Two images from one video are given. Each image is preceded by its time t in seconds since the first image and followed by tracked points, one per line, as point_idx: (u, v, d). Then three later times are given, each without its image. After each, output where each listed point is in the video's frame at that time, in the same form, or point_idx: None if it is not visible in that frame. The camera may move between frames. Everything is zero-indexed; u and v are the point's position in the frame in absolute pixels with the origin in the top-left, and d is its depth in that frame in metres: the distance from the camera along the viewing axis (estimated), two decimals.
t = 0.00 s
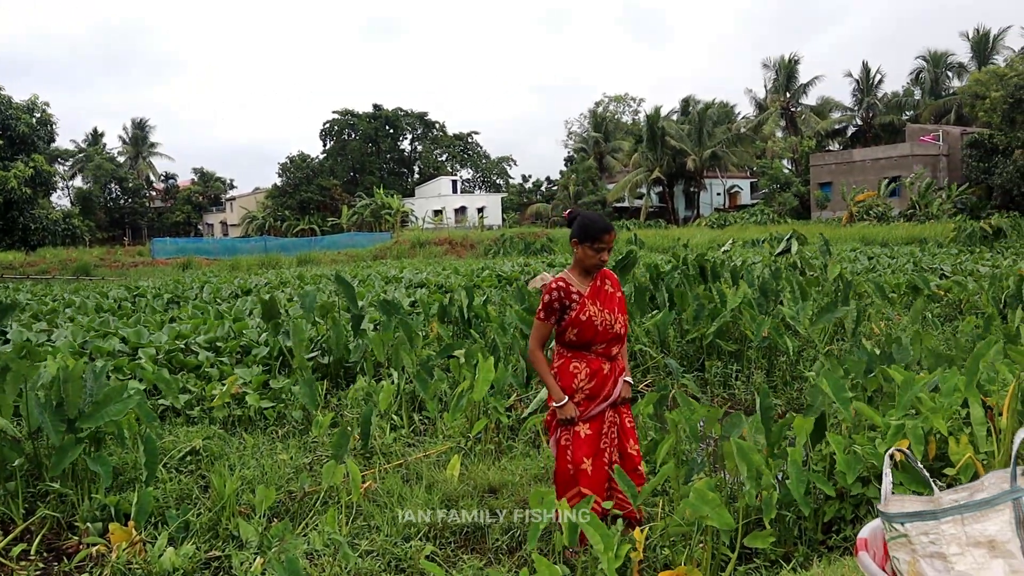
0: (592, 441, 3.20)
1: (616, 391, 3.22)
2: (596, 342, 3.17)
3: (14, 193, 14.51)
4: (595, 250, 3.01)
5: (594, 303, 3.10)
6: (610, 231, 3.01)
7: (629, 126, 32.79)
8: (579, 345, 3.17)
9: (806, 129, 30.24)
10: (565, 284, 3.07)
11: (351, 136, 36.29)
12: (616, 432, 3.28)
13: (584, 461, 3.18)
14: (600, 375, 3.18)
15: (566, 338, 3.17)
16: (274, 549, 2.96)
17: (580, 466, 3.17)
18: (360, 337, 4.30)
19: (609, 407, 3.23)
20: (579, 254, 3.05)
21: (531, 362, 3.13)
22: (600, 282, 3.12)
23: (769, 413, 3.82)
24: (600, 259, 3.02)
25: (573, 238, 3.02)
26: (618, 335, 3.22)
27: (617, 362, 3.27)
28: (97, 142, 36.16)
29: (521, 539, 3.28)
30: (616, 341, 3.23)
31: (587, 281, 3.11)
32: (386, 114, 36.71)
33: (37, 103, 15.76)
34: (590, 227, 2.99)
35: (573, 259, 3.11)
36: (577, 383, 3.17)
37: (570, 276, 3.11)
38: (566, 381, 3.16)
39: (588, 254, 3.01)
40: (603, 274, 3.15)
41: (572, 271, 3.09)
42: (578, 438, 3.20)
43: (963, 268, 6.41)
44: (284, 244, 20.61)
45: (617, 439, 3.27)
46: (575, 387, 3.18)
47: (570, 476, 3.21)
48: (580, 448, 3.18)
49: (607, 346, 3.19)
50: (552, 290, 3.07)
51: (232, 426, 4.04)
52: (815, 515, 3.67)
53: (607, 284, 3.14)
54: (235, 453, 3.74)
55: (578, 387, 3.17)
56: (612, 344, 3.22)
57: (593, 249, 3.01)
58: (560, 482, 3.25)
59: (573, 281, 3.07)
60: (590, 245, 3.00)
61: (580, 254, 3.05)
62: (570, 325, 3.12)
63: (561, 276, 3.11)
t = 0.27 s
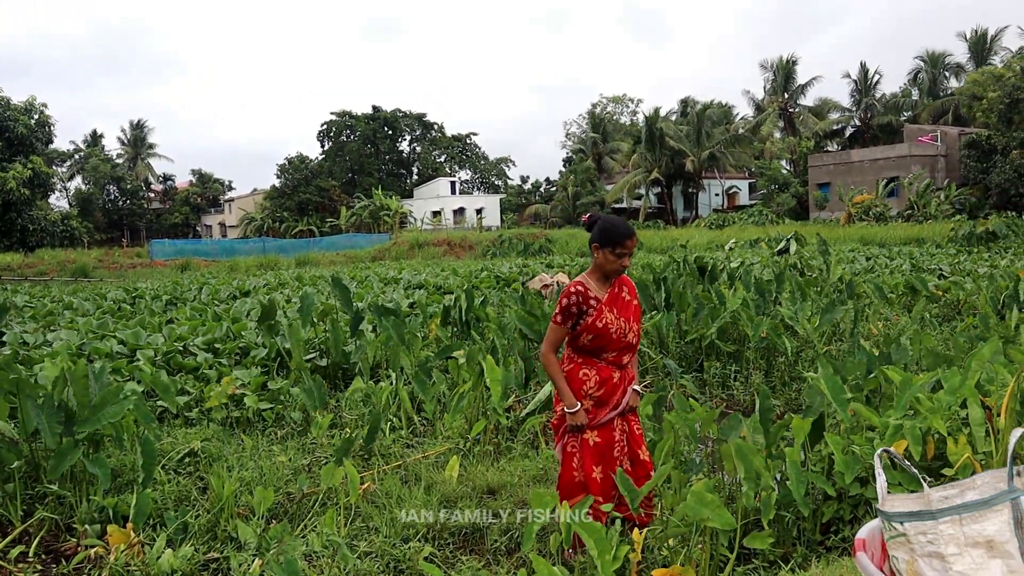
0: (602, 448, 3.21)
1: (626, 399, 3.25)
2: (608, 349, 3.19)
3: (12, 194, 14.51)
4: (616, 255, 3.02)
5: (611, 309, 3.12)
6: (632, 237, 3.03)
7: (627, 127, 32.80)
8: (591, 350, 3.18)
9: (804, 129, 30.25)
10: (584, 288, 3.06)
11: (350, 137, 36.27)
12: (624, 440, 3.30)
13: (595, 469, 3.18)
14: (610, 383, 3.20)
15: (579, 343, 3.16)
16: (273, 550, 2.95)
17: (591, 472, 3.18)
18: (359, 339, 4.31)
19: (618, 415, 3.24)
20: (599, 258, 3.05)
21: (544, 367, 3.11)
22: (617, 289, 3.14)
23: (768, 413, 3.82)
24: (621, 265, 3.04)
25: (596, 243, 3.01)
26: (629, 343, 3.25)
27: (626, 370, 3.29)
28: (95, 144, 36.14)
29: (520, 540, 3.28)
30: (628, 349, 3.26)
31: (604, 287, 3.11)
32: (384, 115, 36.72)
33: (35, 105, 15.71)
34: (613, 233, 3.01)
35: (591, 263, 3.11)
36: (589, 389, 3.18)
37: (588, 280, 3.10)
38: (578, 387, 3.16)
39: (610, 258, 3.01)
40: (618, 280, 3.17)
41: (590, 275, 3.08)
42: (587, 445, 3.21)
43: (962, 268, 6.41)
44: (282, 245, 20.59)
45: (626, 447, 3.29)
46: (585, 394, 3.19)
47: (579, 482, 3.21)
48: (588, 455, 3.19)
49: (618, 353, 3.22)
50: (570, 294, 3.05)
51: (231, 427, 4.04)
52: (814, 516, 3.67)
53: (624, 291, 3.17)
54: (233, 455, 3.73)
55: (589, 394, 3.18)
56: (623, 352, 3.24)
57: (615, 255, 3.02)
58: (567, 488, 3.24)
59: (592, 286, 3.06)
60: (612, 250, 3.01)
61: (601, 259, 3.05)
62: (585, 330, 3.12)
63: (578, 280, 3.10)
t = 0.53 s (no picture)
0: (593, 449, 3.21)
1: (617, 403, 3.24)
2: (599, 352, 3.18)
3: (6, 196, 14.47)
4: (611, 260, 3.01)
5: (603, 313, 3.11)
6: (628, 245, 3.00)
7: (622, 128, 32.85)
8: (582, 353, 3.18)
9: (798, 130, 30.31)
10: (575, 292, 3.06)
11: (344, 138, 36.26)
12: (616, 442, 3.30)
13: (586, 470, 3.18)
14: (601, 387, 3.20)
15: (571, 345, 3.17)
16: (265, 552, 2.94)
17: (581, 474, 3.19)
18: (353, 341, 4.30)
19: (610, 417, 3.24)
20: (594, 264, 3.05)
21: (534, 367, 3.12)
22: (610, 293, 3.13)
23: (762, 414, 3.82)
24: (615, 271, 3.03)
25: (590, 248, 3.00)
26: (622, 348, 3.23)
27: (618, 373, 3.28)
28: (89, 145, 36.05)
29: (514, 541, 3.29)
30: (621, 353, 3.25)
31: (598, 291, 3.11)
32: (379, 116, 36.73)
33: (27, 106, 15.66)
34: (608, 237, 2.99)
35: (586, 267, 3.10)
36: (579, 391, 3.18)
37: (581, 284, 3.10)
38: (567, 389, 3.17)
39: (605, 264, 3.01)
40: (612, 285, 3.17)
41: (583, 278, 3.08)
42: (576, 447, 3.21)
43: (955, 269, 6.45)
44: (276, 246, 20.57)
45: (617, 450, 3.29)
46: (575, 395, 3.19)
47: (570, 483, 3.22)
48: (579, 457, 3.20)
49: (610, 356, 3.21)
50: (562, 296, 3.06)
51: (225, 429, 4.04)
52: (807, 516, 3.68)
53: (618, 296, 3.15)
54: (227, 457, 3.73)
55: (579, 396, 3.19)
56: (615, 355, 3.23)
57: (609, 259, 3.01)
58: (557, 487, 3.25)
59: (583, 291, 3.06)
60: (607, 256, 2.99)
61: (596, 264, 3.05)
62: (576, 333, 3.12)
63: (571, 284, 3.10)
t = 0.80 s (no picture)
0: (574, 439, 3.19)
1: (595, 393, 3.24)
2: (575, 343, 3.21)
3: None
4: (584, 251, 3.06)
5: (577, 303, 3.15)
6: (601, 237, 3.06)
7: (614, 129, 32.90)
8: (559, 344, 3.20)
9: (789, 130, 30.39)
10: (549, 283, 3.11)
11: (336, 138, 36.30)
12: (597, 434, 3.29)
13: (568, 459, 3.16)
14: (579, 376, 3.20)
15: (547, 337, 3.19)
16: (256, 554, 2.94)
17: (564, 464, 3.16)
18: (345, 341, 4.31)
19: (589, 408, 3.23)
20: (569, 257, 3.10)
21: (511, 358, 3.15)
22: (584, 285, 3.18)
23: (754, 412, 3.82)
24: (590, 262, 3.07)
25: (565, 241, 3.07)
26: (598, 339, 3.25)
27: (596, 364, 3.29)
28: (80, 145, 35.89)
29: (505, 540, 3.29)
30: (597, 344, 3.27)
31: (572, 282, 3.16)
32: (371, 116, 36.74)
33: (16, 106, 15.58)
34: (580, 229, 3.05)
35: (562, 261, 3.16)
36: (557, 381, 3.18)
37: (556, 276, 3.15)
38: (546, 380, 3.17)
39: (578, 256, 3.06)
40: (587, 278, 3.21)
41: (558, 271, 3.13)
42: (557, 438, 3.20)
43: (945, 268, 6.47)
44: (268, 246, 20.52)
45: (598, 440, 3.28)
46: (555, 386, 3.19)
47: (554, 474, 3.20)
48: (561, 447, 3.18)
49: (587, 347, 3.23)
50: (537, 288, 3.11)
51: (216, 430, 4.03)
52: (798, 515, 3.69)
53: (591, 288, 3.19)
54: (219, 457, 3.72)
55: (558, 386, 3.18)
56: (592, 346, 3.25)
57: (582, 251, 3.06)
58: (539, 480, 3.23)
59: (558, 282, 3.11)
60: (581, 248, 3.05)
61: (570, 258, 3.10)
62: (552, 323, 3.15)
63: (545, 276, 3.15)
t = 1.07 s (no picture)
0: (566, 432, 3.19)
1: (586, 385, 3.26)
2: (567, 336, 3.23)
3: None
4: (579, 245, 3.09)
5: (571, 296, 3.17)
6: (596, 230, 3.10)
7: (607, 129, 32.93)
8: (551, 337, 3.21)
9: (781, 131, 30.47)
10: (546, 276, 3.11)
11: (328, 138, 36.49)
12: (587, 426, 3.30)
13: (560, 451, 3.15)
14: (570, 369, 3.22)
15: (540, 330, 3.20)
16: (249, 555, 2.93)
17: (557, 457, 3.16)
18: (338, 341, 4.31)
19: (580, 400, 3.25)
20: (564, 250, 3.12)
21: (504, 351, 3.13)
22: (578, 279, 3.20)
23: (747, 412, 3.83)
24: (585, 256, 3.10)
25: (561, 234, 3.08)
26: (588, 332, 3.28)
27: (585, 356, 3.31)
28: (71, 145, 35.71)
29: (499, 540, 3.29)
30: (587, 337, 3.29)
31: (565, 275, 3.17)
32: (365, 117, 36.85)
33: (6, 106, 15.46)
34: (577, 223, 3.07)
35: (555, 254, 3.17)
36: (549, 374, 3.19)
37: (550, 269, 3.15)
38: (539, 373, 3.18)
39: (575, 249, 3.08)
40: (579, 271, 3.24)
41: (552, 263, 3.14)
42: (548, 430, 3.19)
43: (937, 268, 6.50)
44: (260, 247, 20.44)
45: (588, 432, 3.28)
46: (546, 379, 3.20)
47: (543, 466, 3.18)
48: (553, 440, 3.18)
49: (577, 340, 3.25)
50: (534, 280, 3.10)
51: (209, 430, 4.02)
52: (790, 514, 3.70)
53: (584, 281, 3.22)
54: (211, 459, 3.71)
55: (550, 379, 3.19)
56: (582, 338, 3.28)
57: (578, 244, 3.08)
58: (529, 472, 3.22)
59: (553, 274, 3.11)
60: (577, 241, 3.07)
61: (566, 250, 3.12)
62: (546, 316, 3.16)
63: (540, 269, 3.15)
